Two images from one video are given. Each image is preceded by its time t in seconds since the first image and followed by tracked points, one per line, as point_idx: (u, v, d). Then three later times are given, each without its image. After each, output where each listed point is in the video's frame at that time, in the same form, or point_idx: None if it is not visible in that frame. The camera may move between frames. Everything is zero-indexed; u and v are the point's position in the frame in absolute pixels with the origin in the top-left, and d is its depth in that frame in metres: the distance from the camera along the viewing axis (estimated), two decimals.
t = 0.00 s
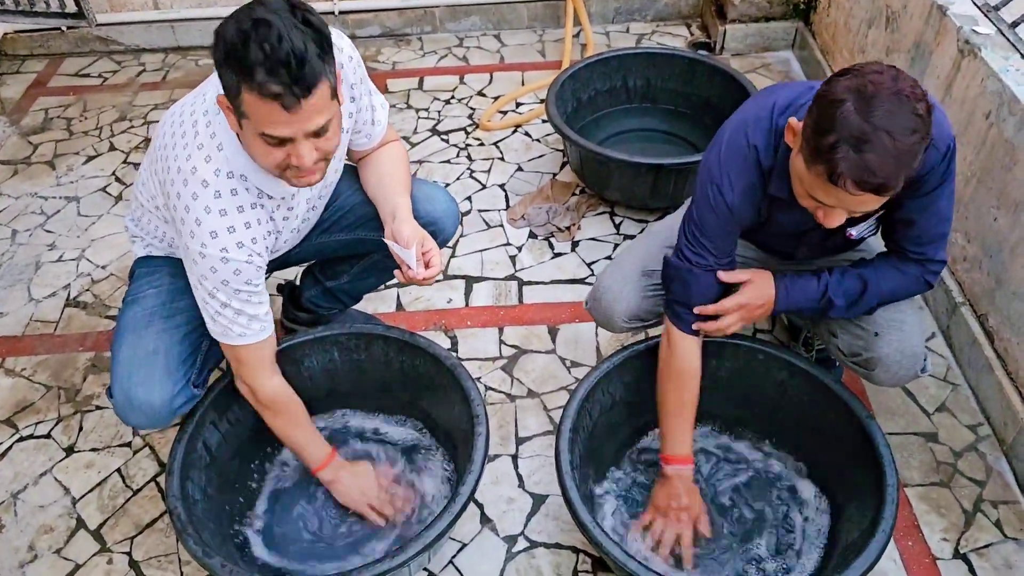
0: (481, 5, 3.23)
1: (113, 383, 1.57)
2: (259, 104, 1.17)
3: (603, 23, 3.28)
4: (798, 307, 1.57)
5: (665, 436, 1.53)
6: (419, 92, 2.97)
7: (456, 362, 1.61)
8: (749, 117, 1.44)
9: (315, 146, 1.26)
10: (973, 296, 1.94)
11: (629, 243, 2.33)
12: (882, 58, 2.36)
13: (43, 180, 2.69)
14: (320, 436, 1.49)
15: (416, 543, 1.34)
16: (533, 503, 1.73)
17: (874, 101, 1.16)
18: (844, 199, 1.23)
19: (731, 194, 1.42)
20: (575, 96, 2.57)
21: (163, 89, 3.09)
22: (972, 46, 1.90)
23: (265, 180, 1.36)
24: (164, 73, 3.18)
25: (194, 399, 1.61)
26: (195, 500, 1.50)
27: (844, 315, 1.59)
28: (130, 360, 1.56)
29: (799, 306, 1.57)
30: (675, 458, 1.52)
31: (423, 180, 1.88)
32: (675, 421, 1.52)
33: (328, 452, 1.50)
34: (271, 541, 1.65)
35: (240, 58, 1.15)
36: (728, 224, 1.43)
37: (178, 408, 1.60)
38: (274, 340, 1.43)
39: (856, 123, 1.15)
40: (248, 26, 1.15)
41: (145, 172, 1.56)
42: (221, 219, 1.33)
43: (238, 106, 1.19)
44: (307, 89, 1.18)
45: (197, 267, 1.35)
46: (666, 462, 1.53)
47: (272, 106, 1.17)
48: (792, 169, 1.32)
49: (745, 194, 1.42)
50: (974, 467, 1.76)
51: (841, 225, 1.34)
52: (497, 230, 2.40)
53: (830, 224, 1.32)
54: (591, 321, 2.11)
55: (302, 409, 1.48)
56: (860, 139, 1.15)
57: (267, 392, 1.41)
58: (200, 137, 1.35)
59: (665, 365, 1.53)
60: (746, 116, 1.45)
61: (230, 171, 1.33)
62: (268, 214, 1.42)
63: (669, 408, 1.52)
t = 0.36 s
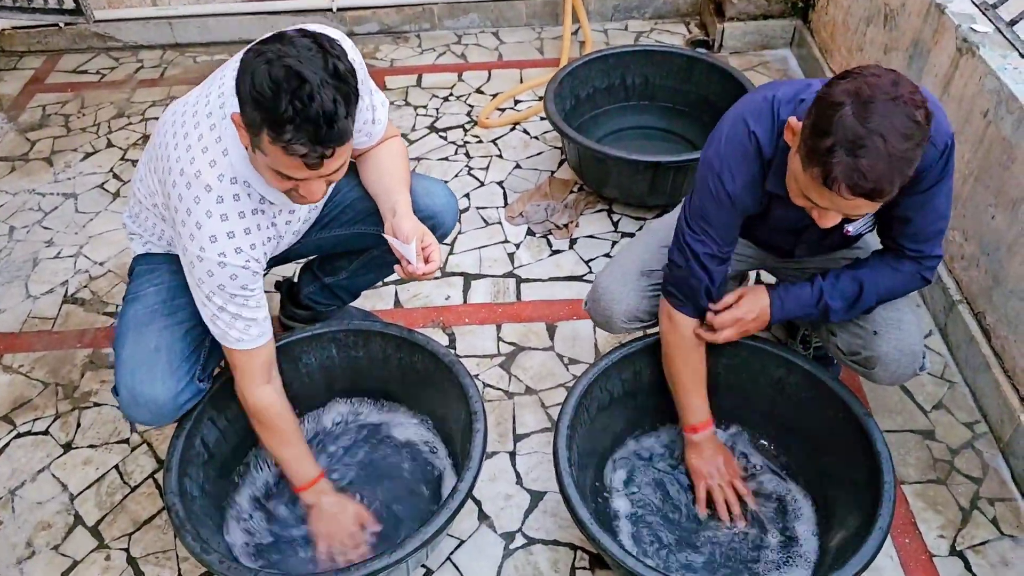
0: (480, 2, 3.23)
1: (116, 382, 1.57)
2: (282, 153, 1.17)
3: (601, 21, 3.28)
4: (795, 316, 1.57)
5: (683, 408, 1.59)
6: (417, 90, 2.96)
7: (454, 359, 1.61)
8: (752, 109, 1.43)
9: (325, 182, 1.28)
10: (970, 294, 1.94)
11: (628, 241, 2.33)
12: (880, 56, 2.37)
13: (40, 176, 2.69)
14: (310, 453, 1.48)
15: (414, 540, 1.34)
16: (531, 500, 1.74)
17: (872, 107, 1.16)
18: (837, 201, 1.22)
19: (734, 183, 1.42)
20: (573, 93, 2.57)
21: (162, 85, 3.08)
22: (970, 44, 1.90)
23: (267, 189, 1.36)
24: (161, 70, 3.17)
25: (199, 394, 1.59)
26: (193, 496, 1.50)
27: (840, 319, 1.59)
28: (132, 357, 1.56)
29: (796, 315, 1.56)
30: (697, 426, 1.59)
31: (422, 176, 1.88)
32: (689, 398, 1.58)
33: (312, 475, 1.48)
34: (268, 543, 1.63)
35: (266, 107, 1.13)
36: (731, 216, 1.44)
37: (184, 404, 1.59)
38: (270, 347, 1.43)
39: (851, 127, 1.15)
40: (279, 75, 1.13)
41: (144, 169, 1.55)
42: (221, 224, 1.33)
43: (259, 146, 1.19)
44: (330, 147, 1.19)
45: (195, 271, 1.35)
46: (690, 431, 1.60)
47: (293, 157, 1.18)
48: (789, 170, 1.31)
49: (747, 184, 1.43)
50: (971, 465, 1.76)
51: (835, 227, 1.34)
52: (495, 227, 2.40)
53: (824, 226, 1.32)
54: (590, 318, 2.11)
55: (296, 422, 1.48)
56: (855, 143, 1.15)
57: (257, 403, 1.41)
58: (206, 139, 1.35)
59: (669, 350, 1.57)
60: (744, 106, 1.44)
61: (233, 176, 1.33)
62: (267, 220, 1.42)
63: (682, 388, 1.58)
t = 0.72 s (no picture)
0: None
1: (113, 388, 1.57)
2: (279, 147, 1.17)
3: (600, 18, 3.28)
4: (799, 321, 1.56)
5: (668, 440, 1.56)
6: (416, 87, 2.96)
7: (453, 356, 1.61)
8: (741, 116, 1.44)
9: (324, 179, 1.28)
10: (968, 292, 1.95)
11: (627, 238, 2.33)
12: (879, 54, 2.37)
13: (38, 173, 2.68)
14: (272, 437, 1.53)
15: (411, 537, 1.34)
16: (530, 497, 1.74)
17: (858, 91, 1.16)
18: (827, 188, 1.22)
19: (722, 196, 1.42)
20: (572, 91, 2.56)
21: (160, 82, 3.08)
22: (969, 42, 1.90)
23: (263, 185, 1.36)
24: (160, 66, 3.17)
25: (196, 399, 1.57)
26: (191, 494, 1.50)
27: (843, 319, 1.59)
28: (129, 363, 1.56)
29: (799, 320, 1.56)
30: (677, 460, 1.54)
31: (421, 175, 1.88)
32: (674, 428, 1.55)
33: (275, 454, 1.54)
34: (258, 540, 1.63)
35: (263, 99, 1.13)
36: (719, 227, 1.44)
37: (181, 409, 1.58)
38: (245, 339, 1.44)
39: (836, 112, 1.16)
40: (276, 68, 1.13)
41: (139, 166, 1.55)
42: (216, 218, 1.33)
43: (256, 141, 1.19)
44: (327, 140, 1.18)
45: (185, 267, 1.35)
46: (668, 465, 1.55)
47: (290, 151, 1.17)
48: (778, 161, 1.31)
49: (735, 194, 1.43)
50: (969, 463, 1.76)
51: (824, 216, 1.33)
52: (494, 225, 2.40)
53: (814, 216, 1.32)
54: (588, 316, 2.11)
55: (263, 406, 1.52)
56: (842, 128, 1.15)
57: (229, 388, 1.44)
58: (201, 134, 1.34)
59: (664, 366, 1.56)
60: (735, 120, 1.44)
61: (230, 171, 1.32)
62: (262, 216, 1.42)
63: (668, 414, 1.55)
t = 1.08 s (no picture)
0: None
1: (110, 389, 1.56)
2: (268, 148, 1.16)
3: (600, 16, 3.27)
4: (778, 303, 1.57)
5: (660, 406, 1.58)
6: (416, 84, 2.96)
7: (452, 355, 1.60)
8: (743, 97, 1.43)
9: (314, 178, 1.28)
10: (968, 291, 1.94)
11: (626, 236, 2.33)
12: (879, 53, 2.36)
13: (36, 170, 2.68)
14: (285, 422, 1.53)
15: (410, 536, 1.33)
16: (529, 495, 1.74)
17: (847, 87, 1.15)
18: (814, 182, 1.22)
19: (727, 174, 1.42)
20: (572, 88, 2.56)
21: (159, 79, 3.07)
22: (970, 40, 1.90)
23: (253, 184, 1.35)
24: (159, 63, 3.16)
25: (193, 399, 1.56)
26: (189, 491, 1.50)
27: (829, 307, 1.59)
28: (126, 364, 1.55)
29: (779, 302, 1.57)
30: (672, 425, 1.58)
31: (417, 172, 1.87)
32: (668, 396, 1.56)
33: (290, 441, 1.54)
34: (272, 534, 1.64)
35: (250, 101, 1.12)
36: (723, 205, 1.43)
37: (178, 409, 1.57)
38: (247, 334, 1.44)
39: (826, 106, 1.15)
40: (262, 69, 1.13)
41: (131, 168, 1.55)
42: (207, 219, 1.33)
43: (244, 143, 1.18)
44: (315, 141, 1.17)
45: (179, 265, 1.34)
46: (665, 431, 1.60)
47: (278, 152, 1.17)
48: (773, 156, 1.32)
49: (740, 174, 1.42)
50: (968, 461, 1.76)
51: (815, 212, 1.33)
52: (493, 222, 2.39)
53: (806, 212, 1.31)
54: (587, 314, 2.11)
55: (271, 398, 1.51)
56: (829, 122, 1.15)
57: (237, 383, 1.44)
58: (191, 134, 1.34)
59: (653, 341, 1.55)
60: (738, 98, 1.44)
61: (220, 171, 1.32)
62: (253, 215, 1.41)
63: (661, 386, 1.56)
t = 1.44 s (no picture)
0: None
1: (106, 389, 1.56)
2: (251, 147, 1.16)
3: (599, 15, 3.27)
4: (799, 293, 1.58)
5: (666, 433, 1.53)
6: (415, 84, 2.95)
7: (452, 355, 1.60)
8: (738, 108, 1.42)
9: (303, 178, 1.27)
10: (968, 292, 1.94)
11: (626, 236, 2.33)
12: (879, 52, 2.36)
13: (35, 169, 2.67)
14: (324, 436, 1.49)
15: (408, 537, 1.33)
16: (529, 495, 1.74)
17: (836, 91, 1.15)
18: (803, 186, 1.22)
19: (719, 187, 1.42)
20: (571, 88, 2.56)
21: (158, 78, 3.07)
22: (969, 40, 1.90)
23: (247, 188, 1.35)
24: (158, 62, 3.16)
25: (189, 398, 1.58)
26: (188, 491, 1.50)
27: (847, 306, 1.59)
28: (122, 363, 1.55)
29: (800, 292, 1.58)
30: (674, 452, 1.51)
31: (413, 170, 1.87)
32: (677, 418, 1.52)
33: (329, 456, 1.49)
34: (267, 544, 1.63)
35: (232, 99, 1.12)
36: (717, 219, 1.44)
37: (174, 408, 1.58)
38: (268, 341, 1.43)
39: (814, 110, 1.15)
40: (245, 67, 1.13)
41: (128, 173, 1.54)
42: (201, 225, 1.32)
43: (230, 142, 1.18)
44: (300, 138, 1.17)
45: (180, 273, 1.35)
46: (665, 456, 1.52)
47: (262, 151, 1.17)
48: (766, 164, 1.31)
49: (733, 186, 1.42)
50: (968, 461, 1.76)
51: (807, 215, 1.33)
52: (493, 222, 2.39)
53: (795, 214, 1.32)
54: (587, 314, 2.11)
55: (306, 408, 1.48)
56: (815, 127, 1.15)
57: (264, 394, 1.41)
58: (184, 140, 1.34)
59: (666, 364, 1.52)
60: (733, 108, 1.43)
61: (212, 177, 1.32)
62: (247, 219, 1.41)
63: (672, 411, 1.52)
